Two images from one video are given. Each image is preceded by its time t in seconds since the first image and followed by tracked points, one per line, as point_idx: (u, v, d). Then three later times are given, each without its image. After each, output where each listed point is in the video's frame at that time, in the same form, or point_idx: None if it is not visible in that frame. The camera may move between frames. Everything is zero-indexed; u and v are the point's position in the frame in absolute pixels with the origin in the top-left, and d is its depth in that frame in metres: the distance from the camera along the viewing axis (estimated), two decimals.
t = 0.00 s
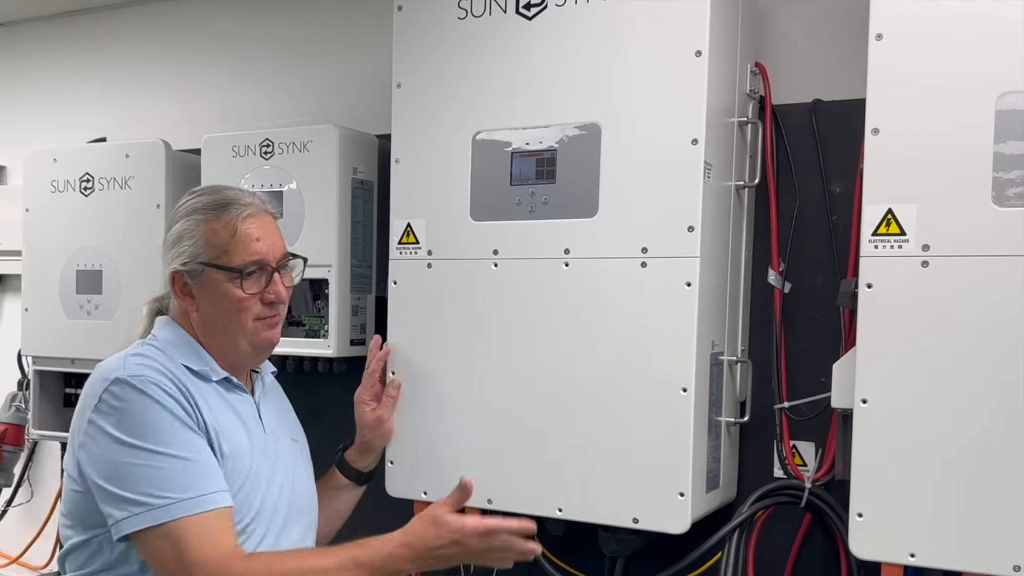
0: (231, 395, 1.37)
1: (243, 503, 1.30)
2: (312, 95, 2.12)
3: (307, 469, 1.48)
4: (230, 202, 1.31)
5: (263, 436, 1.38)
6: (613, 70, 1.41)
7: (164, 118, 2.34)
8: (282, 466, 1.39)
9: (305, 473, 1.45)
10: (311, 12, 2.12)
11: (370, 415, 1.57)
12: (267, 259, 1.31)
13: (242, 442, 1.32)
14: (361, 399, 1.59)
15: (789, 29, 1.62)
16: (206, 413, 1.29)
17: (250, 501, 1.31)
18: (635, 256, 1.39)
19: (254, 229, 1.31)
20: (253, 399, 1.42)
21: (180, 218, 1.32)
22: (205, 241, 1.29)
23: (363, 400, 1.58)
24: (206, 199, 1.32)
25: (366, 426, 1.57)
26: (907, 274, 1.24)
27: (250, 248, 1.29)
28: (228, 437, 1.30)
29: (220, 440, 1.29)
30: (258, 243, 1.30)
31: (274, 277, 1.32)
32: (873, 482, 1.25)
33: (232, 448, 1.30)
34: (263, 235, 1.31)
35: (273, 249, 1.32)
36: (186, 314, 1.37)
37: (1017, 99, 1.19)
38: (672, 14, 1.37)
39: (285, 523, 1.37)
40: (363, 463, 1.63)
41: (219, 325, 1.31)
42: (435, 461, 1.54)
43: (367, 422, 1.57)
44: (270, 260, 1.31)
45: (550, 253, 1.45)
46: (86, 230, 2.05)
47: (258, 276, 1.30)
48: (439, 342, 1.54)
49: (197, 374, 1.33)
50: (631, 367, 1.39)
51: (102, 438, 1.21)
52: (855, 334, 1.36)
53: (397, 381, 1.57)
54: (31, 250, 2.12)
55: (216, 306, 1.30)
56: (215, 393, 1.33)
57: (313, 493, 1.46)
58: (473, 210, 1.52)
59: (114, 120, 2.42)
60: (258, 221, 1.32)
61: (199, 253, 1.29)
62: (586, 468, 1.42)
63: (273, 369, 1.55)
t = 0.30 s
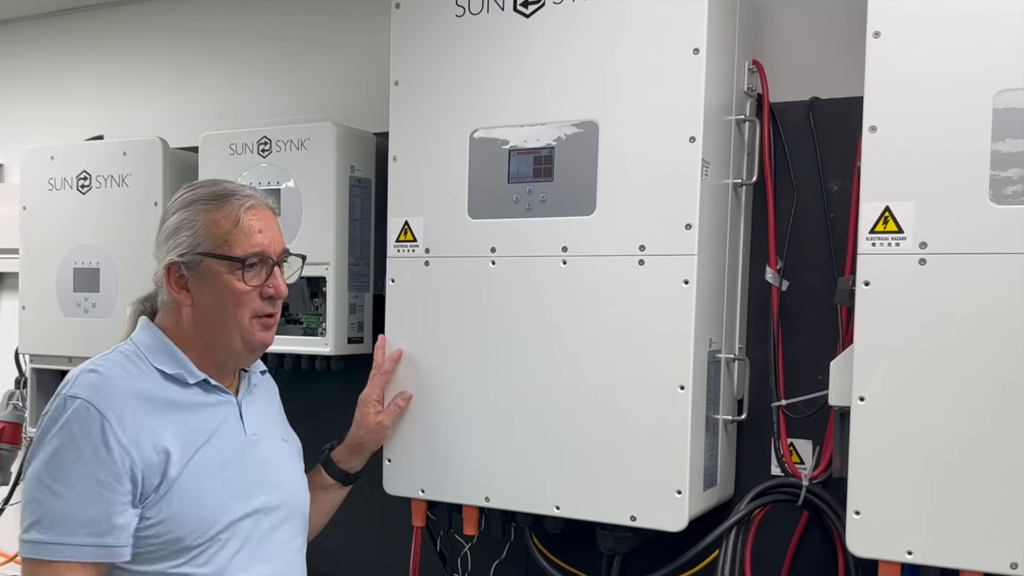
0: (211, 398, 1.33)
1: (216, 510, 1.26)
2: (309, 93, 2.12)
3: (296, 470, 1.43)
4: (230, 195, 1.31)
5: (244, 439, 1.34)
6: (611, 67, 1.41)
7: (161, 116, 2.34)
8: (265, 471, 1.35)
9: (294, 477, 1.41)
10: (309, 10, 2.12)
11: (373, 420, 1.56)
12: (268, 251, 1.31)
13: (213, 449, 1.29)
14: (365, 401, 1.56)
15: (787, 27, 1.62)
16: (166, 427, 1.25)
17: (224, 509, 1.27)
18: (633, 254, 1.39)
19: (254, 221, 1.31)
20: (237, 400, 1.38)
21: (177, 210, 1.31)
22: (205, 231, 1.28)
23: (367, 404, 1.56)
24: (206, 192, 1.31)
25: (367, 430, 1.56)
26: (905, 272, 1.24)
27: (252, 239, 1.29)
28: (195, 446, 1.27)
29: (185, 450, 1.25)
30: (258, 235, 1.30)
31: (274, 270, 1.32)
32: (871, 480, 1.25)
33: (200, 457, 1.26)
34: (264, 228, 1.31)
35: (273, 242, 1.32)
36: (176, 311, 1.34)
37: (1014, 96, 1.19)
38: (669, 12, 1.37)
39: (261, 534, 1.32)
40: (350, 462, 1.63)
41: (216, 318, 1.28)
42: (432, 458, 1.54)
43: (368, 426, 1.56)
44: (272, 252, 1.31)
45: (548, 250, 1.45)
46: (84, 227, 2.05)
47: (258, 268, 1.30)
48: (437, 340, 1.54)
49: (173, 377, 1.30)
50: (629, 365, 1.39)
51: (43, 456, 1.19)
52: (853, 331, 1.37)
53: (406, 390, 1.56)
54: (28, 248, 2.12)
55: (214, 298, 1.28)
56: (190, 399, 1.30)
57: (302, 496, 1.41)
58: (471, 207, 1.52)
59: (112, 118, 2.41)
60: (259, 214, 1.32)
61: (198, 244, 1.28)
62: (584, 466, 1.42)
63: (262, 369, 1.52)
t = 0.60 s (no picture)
0: (169, 396, 1.30)
1: (166, 514, 1.23)
2: (305, 92, 2.12)
3: (270, 471, 1.39)
4: (203, 180, 1.32)
5: (206, 438, 1.31)
6: (608, 66, 1.41)
7: (157, 115, 2.34)
8: (228, 472, 1.31)
9: (264, 478, 1.37)
10: (306, 8, 2.11)
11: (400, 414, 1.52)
12: (241, 238, 1.32)
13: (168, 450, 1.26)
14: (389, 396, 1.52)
15: (784, 25, 1.62)
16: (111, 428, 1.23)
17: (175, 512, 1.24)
18: (630, 252, 1.39)
19: (227, 207, 1.32)
20: (203, 398, 1.35)
21: (147, 196, 1.31)
22: (178, 216, 1.28)
23: (393, 397, 1.52)
24: (177, 178, 1.32)
25: (397, 423, 1.52)
26: (902, 270, 1.24)
27: (226, 225, 1.30)
28: (145, 447, 1.25)
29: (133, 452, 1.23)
30: (232, 221, 1.31)
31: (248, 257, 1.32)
32: (867, 479, 1.25)
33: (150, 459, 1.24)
34: (237, 214, 1.32)
35: (246, 228, 1.33)
36: (143, 303, 1.33)
37: (1010, 95, 1.19)
38: (665, 10, 1.37)
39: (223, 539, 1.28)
40: (376, 465, 1.57)
41: (187, 306, 1.28)
42: (428, 457, 1.54)
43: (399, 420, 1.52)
44: (246, 238, 1.32)
45: (544, 249, 1.45)
46: (80, 226, 2.05)
47: (232, 254, 1.30)
48: (433, 339, 1.54)
49: (130, 375, 1.28)
50: (626, 363, 1.39)
51: None
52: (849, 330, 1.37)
53: (428, 385, 1.53)
54: (24, 246, 2.12)
55: (187, 284, 1.27)
56: (145, 398, 1.27)
57: (273, 497, 1.37)
58: (468, 206, 1.52)
59: (109, 116, 2.41)
60: (232, 201, 1.33)
61: (170, 229, 1.28)
62: (581, 464, 1.41)
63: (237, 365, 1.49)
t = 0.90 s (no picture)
0: (124, 397, 1.28)
1: (118, 517, 1.21)
2: (302, 90, 2.12)
3: (233, 471, 1.37)
4: (164, 169, 1.33)
5: (163, 439, 1.29)
6: (605, 63, 1.41)
7: (154, 113, 2.33)
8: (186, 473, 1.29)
9: (225, 479, 1.34)
10: (302, 6, 2.11)
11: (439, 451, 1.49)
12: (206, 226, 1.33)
13: (120, 452, 1.24)
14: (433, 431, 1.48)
15: (781, 23, 1.62)
16: (62, 430, 1.22)
17: (127, 515, 1.22)
18: (626, 250, 1.38)
19: (190, 196, 1.33)
20: (161, 397, 1.32)
21: (105, 185, 1.31)
22: (142, 203, 1.28)
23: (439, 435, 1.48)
24: (136, 166, 1.32)
25: (435, 463, 1.49)
26: (899, 267, 1.24)
27: (191, 212, 1.31)
28: (97, 449, 1.23)
29: (84, 453, 1.22)
30: (197, 210, 1.32)
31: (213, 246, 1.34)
32: (864, 476, 1.25)
33: (101, 461, 1.22)
34: (201, 203, 1.34)
35: (210, 217, 1.35)
36: (100, 299, 1.31)
37: (1007, 92, 1.19)
38: (661, 8, 1.37)
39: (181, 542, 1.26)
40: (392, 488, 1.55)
41: (153, 296, 1.28)
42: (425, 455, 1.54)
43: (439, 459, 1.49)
44: (211, 227, 1.34)
45: (541, 247, 1.45)
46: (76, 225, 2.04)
47: (198, 243, 1.31)
48: (430, 337, 1.54)
49: (83, 374, 1.27)
50: (622, 362, 1.39)
51: None
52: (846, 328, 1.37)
53: (473, 432, 1.50)
54: (20, 245, 2.12)
55: (152, 273, 1.28)
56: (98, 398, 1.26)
57: (235, 499, 1.34)
58: (464, 204, 1.52)
59: (106, 114, 2.40)
60: (195, 190, 1.35)
61: (134, 217, 1.28)
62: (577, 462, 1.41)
63: (202, 361, 1.47)
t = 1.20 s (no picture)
0: (104, 399, 1.28)
1: (101, 522, 1.21)
2: (299, 89, 2.11)
3: (217, 471, 1.37)
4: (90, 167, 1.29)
5: (145, 442, 1.28)
6: (603, 61, 1.41)
7: (151, 112, 2.33)
8: (168, 475, 1.28)
9: (208, 479, 1.34)
10: (299, 5, 2.11)
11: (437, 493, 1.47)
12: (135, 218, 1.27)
13: (102, 456, 1.24)
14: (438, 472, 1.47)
15: (778, 21, 1.62)
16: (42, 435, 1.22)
17: (109, 519, 1.22)
18: (624, 248, 1.38)
19: (116, 190, 1.28)
20: (143, 399, 1.32)
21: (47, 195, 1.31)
22: (67, 207, 1.26)
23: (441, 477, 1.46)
24: (68, 169, 1.30)
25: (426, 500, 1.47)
26: (896, 265, 1.24)
27: (113, 207, 1.26)
28: (78, 453, 1.22)
29: (66, 459, 1.21)
30: (123, 203, 1.27)
31: (148, 239, 1.27)
32: (862, 474, 1.25)
33: (82, 465, 1.22)
34: (130, 195, 1.27)
35: (143, 208, 1.28)
36: (65, 308, 1.32)
37: (1004, 90, 1.19)
38: (657, 6, 1.37)
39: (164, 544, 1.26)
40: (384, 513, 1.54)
41: (91, 300, 1.25)
42: (422, 454, 1.53)
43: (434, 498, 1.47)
44: (139, 218, 1.27)
45: (539, 246, 1.45)
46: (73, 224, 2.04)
47: (126, 239, 1.26)
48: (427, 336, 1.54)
49: (61, 378, 1.26)
50: (619, 361, 1.38)
51: None
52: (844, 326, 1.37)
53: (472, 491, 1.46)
54: (16, 244, 2.11)
55: (84, 277, 1.25)
56: (78, 402, 1.25)
57: (219, 499, 1.34)
58: (462, 202, 1.51)
59: (102, 113, 2.40)
60: (127, 182, 1.29)
61: (62, 222, 1.26)
62: (575, 461, 1.41)
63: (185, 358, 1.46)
